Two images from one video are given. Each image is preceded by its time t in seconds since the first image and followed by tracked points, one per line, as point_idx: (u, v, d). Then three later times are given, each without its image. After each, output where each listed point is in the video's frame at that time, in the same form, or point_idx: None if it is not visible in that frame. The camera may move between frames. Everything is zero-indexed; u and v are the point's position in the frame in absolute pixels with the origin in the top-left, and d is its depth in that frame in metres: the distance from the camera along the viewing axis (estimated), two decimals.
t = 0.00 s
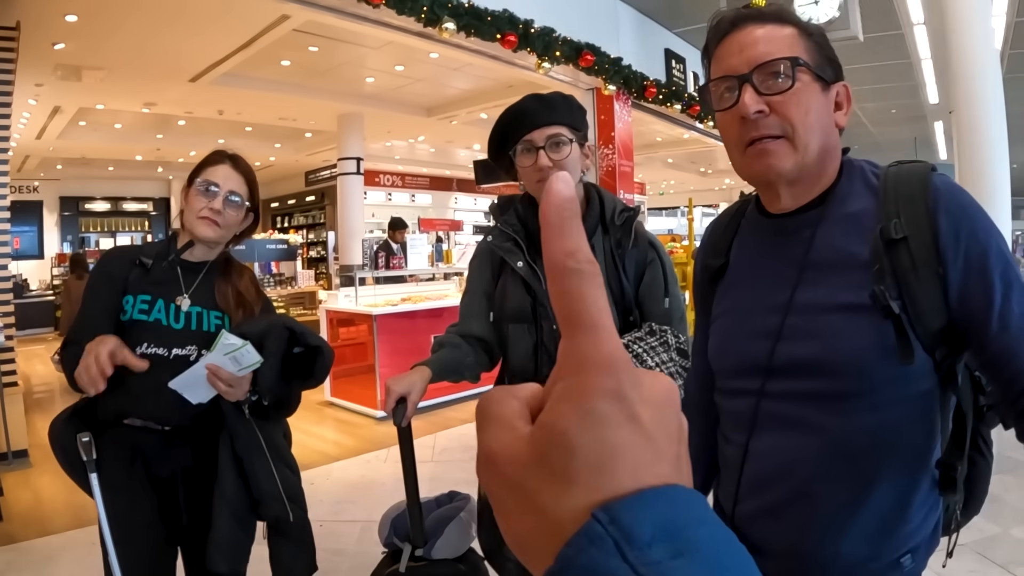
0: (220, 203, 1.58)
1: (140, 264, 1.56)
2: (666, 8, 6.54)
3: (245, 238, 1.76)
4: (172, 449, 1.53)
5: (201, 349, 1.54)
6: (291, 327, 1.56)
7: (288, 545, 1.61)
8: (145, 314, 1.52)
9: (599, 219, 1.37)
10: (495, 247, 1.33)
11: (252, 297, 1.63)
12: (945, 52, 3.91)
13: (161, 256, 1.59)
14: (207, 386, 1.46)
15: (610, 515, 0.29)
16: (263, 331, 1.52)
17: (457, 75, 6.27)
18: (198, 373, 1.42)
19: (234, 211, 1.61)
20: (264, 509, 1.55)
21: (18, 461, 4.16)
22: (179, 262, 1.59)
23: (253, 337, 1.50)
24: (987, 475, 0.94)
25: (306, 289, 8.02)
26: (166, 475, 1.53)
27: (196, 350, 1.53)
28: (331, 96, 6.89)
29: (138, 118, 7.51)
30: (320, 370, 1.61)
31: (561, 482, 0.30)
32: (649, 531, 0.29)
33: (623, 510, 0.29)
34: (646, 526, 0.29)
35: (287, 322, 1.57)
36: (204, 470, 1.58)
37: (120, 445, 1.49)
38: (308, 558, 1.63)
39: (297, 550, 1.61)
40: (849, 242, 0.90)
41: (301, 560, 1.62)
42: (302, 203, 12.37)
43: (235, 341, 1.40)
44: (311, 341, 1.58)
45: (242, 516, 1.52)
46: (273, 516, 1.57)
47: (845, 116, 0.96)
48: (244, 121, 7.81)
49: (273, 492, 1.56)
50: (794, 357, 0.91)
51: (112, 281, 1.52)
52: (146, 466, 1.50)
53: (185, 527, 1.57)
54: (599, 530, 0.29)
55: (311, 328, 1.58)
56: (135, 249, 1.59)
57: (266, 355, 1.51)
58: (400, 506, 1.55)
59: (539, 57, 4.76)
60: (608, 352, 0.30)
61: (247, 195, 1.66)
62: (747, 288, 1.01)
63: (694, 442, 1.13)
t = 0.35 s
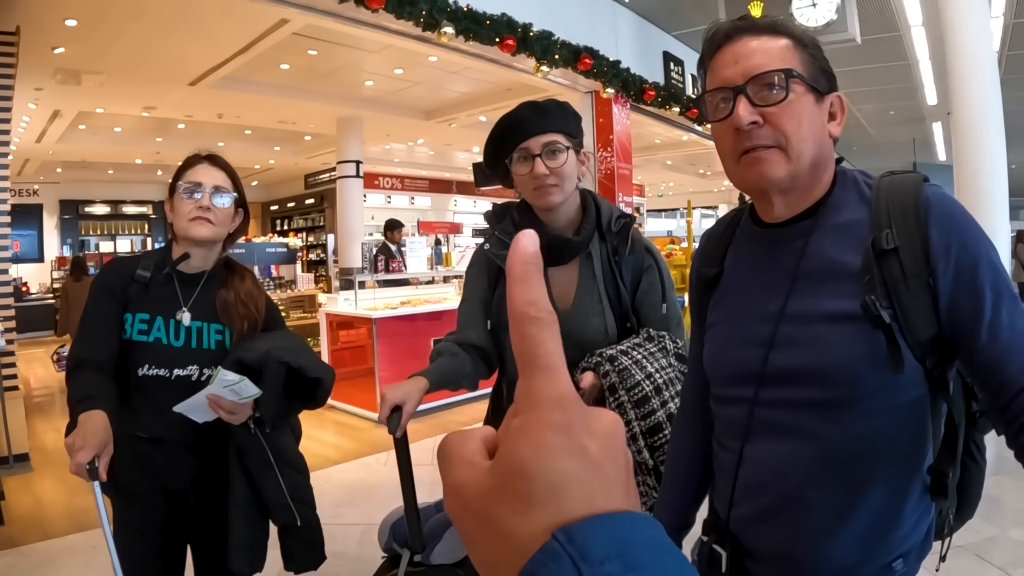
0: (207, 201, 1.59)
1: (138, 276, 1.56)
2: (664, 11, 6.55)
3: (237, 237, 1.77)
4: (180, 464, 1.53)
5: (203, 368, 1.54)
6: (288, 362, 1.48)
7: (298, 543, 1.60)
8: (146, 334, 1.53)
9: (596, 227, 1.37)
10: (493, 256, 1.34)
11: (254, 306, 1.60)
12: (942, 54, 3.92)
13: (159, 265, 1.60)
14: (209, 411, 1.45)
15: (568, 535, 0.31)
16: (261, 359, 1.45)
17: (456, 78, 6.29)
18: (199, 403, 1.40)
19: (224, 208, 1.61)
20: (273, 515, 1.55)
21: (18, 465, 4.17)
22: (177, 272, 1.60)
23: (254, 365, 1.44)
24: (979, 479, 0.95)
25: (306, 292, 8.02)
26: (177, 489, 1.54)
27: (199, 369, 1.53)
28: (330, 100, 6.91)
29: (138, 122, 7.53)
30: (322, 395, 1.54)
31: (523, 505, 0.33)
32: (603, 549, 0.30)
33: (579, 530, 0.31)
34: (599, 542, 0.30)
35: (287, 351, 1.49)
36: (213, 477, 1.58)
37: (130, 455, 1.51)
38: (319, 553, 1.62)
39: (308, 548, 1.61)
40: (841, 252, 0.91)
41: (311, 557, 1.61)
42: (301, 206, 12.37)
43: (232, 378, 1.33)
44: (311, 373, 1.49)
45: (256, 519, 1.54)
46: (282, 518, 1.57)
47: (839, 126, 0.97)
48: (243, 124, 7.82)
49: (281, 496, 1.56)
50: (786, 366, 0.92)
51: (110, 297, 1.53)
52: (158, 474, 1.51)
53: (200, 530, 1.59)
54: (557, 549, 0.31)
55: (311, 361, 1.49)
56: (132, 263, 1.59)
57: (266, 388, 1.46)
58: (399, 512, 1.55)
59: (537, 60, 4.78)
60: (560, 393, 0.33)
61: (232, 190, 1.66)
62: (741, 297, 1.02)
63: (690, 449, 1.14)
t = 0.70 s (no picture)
0: (198, 202, 1.58)
1: (136, 277, 1.56)
2: (664, 13, 6.56)
3: (231, 237, 1.76)
4: (182, 464, 1.53)
5: (201, 369, 1.53)
6: (275, 365, 1.46)
7: (301, 544, 1.59)
8: (144, 335, 1.52)
9: (596, 227, 1.38)
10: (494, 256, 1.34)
11: (252, 307, 1.59)
12: (942, 55, 3.92)
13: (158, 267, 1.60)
14: (202, 413, 1.45)
15: (590, 556, 0.31)
16: (251, 360, 1.45)
17: (456, 80, 6.29)
18: (192, 403, 1.40)
19: (216, 208, 1.61)
20: (274, 518, 1.54)
21: (18, 467, 4.16)
22: (174, 274, 1.60)
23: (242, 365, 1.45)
24: (982, 480, 0.95)
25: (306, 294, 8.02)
26: (179, 489, 1.53)
27: (197, 370, 1.52)
28: (330, 102, 6.91)
29: (139, 125, 7.54)
30: (314, 397, 1.53)
31: (551, 526, 0.32)
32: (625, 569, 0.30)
33: (602, 552, 0.30)
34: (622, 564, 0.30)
35: (274, 351, 1.48)
36: (214, 479, 1.58)
37: (130, 458, 1.50)
38: (323, 553, 1.61)
39: (310, 549, 1.59)
40: (845, 253, 0.91)
41: (315, 559, 1.59)
42: (302, 208, 12.38)
43: (222, 380, 1.34)
44: (298, 374, 1.47)
45: (256, 521, 1.53)
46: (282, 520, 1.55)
47: (842, 126, 0.97)
48: (243, 126, 7.83)
49: (281, 499, 1.54)
50: (788, 367, 0.92)
51: (108, 296, 1.53)
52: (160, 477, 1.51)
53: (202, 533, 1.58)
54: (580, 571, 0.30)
55: (297, 364, 1.47)
56: (131, 264, 1.59)
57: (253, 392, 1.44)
58: (400, 513, 1.55)
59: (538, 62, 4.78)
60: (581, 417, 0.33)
61: (223, 189, 1.66)
62: (743, 299, 1.01)
63: (691, 450, 1.13)
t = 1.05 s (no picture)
0: (188, 200, 1.57)
1: (132, 276, 1.55)
2: (664, 13, 6.55)
3: (225, 235, 1.76)
4: (180, 464, 1.52)
5: (199, 368, 1.52)
6: (277, 363, 1.45)
7: (299, 543, 1.58)
8: (142, 334, 1.52)
9: (598, 224, 1.37)
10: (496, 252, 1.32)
11: (248, 306, 1.58)
12: (943, 54, 3.92)
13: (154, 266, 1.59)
14: (204, 411, 1.43)
15: (698, 448, 0.42)
16: (252, 360, 1.43)
17: (457, 81, 6.28)
18: (192, 403, 1.39)
19: (207, 205, 1.60)
20: (272, 517, 1.53)
21: (18, 469, 4.14)
22: (171, 273, 1.59)
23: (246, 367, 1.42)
24: (989, 478, 0.94)
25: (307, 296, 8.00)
26: (178, 489, 1.52)
27: (195, 369, 1.51)
28: (330, 103, 6.91)
29: (138, 126, 7.53)
30: (315, 395, 1.52)
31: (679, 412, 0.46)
32: (737, 468, 0.41)
33: (709, 444, 0.42)
34: (731, 460, 0.42)
35: (276, 351, 1.47)
36: (212, 479, 1.57)
37: (128, 459, 1.49)
38: (321, 552, 1.60)
39: (309, 548, 1.58)
40: (851, 248, 0.90)
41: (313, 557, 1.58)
42: (301, 210, 12.36)
43: (225, 377, 1.34)
44: (300, 373, 1.46)
45: (255, 520, 1.52)
46: (282, 521, 1.54)
47: (846, 121, 0.95)
48: (243, 127, 7.82)
49: (279, 499, 1.53)
50: (793, 363, 0.90)
51: (103, 296, 1.51)
52: (158, 477, 1.50)
53: (201, 533, 1.57)
54: (688, 461, 0.41)
55: (301, 363, 1.46)
56: (126, 263, 1.58)
57: (258, 389, 1.42)
58: (402, 513, 1.54)
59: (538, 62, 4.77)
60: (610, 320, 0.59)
61: (213, 186, 1.64)
62: (746, 296, 1.00)
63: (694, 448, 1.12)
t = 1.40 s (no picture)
0: (182, 200, 1.57)
1: (130, 277, 1.55)
2: (665, 13, 6.55)
3: (220, 232, 1.76)
4: (180, 465, 1.53)
5: (199, 369, 1.53)
6: (277, 361, 1.46)
7: (303, 540, 1.58)
8: (142, 335, 1.52)
9: (603, 226, 1.37)
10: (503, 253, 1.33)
11: (245, 306, 1.59)
12: (945, 54, 3.92)
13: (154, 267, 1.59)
14: (205, 413, 1.44)
15: None
16: (252, 359, 1.44)
17: (458, 82, 6.29)
18: (194, 404, 1.39)
19: (201, 203, 1.60)
20: (276, 515, 1.53)
21: (20, 469, 4.15)
22: (168, 274, 1.59)
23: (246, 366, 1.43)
24: (990, 477, 0.94)
25: (308, 295, 8.00)
26: (179, 489, 1.53)
27: (195, 370, 1.52)
28: (331, 103, 6.92)
29: (139, 126, 7.54)
30: (315, 393, 1.51)
31: None
32: None
33: None
34: None
35: (277, 349, 1.47)
36: (214, 480, 1.57)
37: (129, 460, 1.50)
38: (326, 550, 1.59)
39: (313, 547, 1.58)
40: (852, 248, 0.90)
41: (317, 555, 1.58)
42: (302, 210, 12.38)
43: (226, 377, 1.34)
44: (301, 370, 1.47)
45: (259, 519, 1.52)
46: (286, 519, 1.55)
47: (848, 122, 0.96)
48: (244, 128, 7.83)
49: (283, 498, 1.54)
50: (795, 363, 0.91)
51: (102, 296, 1.51)
52: (160, 478, 1.50)
53: (205, 533, 1.58)
54: None
55: (300, 360, 1.47)
56: (124, 264, 1.58)
57: (259, 388, 1.42)
58: (404, 513, 1.54)
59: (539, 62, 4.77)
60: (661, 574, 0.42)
61: (206, 184, 1.64)
62: (750, 297, 1.00)
63: (697, 447, 1.12)
